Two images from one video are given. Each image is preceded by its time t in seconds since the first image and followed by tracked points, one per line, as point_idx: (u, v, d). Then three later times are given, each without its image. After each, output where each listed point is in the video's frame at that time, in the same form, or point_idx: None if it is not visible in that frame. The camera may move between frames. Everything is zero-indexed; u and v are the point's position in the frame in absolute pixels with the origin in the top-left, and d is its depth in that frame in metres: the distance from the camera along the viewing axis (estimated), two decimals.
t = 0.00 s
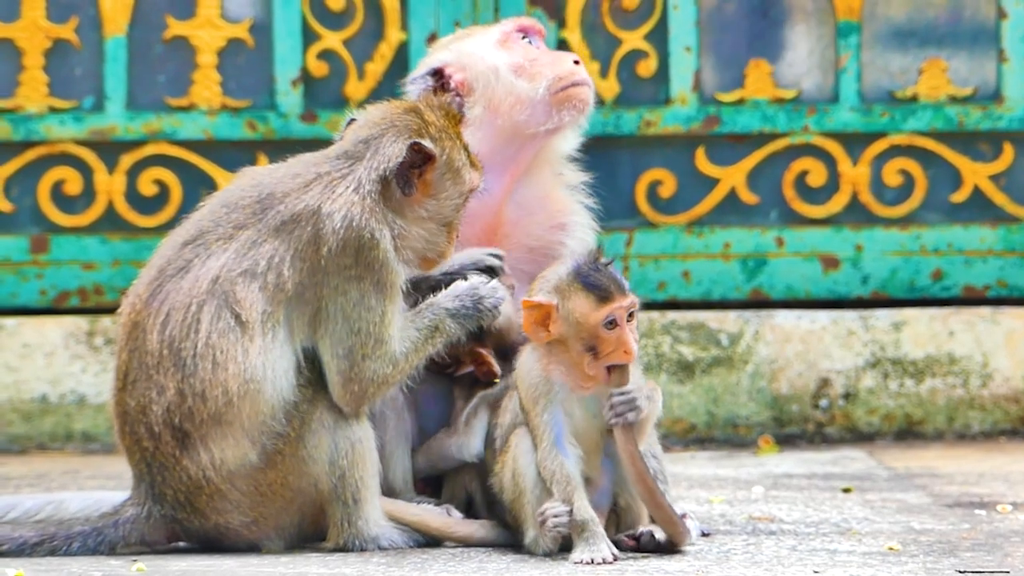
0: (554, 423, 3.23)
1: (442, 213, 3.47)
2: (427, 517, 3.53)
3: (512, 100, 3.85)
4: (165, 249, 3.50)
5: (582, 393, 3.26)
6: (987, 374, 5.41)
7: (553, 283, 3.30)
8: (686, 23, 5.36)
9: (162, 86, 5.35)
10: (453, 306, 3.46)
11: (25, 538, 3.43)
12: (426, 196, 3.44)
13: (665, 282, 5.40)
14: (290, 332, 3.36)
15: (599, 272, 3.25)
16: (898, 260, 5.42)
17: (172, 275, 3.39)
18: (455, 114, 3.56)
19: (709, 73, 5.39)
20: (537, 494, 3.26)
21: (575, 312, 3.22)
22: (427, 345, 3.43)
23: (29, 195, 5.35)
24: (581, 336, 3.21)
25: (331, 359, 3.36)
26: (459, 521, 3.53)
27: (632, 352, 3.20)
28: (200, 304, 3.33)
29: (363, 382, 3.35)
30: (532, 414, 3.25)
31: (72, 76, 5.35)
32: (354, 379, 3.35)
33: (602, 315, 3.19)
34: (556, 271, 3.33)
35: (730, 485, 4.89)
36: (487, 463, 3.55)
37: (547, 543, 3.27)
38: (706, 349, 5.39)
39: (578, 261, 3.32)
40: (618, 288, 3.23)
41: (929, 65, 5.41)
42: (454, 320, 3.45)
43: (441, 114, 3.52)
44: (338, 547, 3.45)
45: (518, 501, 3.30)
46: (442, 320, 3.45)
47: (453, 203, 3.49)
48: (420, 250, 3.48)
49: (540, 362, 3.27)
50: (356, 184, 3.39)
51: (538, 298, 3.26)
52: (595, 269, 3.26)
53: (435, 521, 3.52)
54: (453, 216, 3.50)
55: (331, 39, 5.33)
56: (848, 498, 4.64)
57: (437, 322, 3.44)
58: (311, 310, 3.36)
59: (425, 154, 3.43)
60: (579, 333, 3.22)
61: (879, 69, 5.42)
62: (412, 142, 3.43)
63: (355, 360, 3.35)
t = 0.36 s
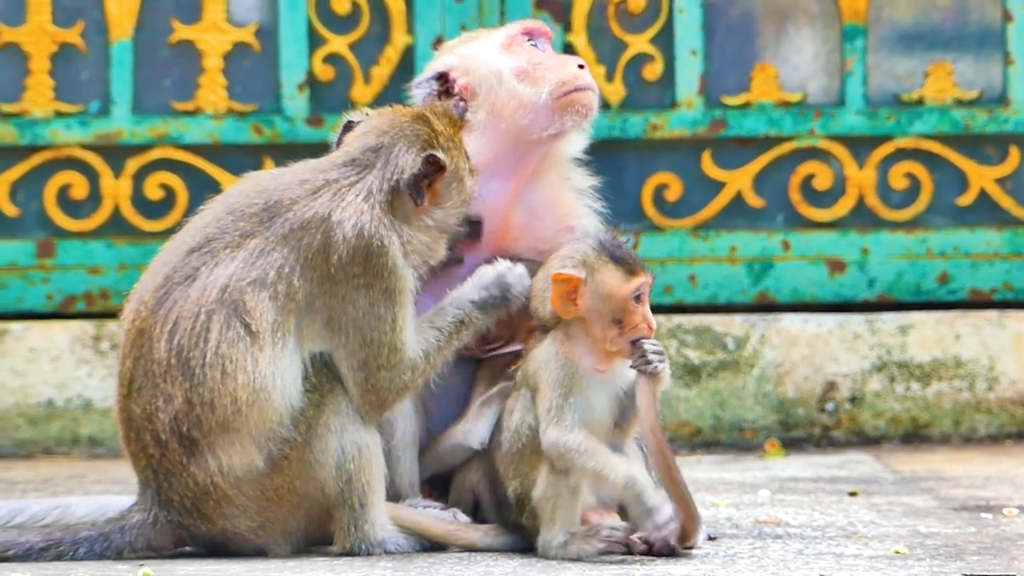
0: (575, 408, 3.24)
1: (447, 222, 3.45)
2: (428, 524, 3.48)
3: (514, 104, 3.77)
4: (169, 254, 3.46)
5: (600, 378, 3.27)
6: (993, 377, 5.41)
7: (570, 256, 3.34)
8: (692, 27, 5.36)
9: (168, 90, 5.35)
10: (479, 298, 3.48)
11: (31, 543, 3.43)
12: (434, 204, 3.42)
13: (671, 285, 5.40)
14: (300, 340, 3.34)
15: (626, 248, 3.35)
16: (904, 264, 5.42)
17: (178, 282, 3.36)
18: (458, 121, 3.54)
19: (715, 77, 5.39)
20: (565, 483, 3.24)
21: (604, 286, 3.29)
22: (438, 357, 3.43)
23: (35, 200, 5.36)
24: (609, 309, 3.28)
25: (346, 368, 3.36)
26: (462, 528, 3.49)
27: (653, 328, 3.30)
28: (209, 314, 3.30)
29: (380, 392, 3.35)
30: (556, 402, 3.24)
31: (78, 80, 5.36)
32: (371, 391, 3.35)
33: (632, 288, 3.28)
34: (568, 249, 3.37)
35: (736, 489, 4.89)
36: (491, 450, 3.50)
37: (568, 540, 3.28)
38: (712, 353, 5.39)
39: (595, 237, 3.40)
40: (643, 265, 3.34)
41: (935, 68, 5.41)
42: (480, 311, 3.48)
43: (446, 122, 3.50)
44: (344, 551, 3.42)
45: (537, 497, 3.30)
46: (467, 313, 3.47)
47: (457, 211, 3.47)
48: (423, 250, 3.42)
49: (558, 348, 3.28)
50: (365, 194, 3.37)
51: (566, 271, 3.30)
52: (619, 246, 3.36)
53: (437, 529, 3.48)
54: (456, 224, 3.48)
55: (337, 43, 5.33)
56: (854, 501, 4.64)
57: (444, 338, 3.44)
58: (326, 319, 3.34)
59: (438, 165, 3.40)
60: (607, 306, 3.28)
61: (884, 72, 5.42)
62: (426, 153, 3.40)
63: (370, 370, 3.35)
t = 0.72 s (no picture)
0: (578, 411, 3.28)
1: (438, 218, 3.44)
2: (431, 530, 3.47)
3: (536, 111, 3.77)
4: (167, 259, 3.40)
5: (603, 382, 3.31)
6: (998, 381, 5.41)
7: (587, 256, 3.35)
8: (696, 32, 5.36)
9: (172, 95, 5.36)
10: (512, 272, 3.47)
11: (36, 547, 3.39)
12: (425, 201, 3.41)
13: (676, 290, 5.40)
14: (305, 338, 3.33)
15: (640, 253, 3.35)
16: (909, 268, 5.42)
17: (180, 287, 3.30)
18: (446, 116, 3.52)
19: (720, 82, 5.40)
20: (589, 483, 3.26)
21: (614, 287, 3.29)
22: (466, 337, 3.43)
23: (39, 205, 5.35)
24: (617, 311, 3.28)
25: (365, 360, 3.34)
26: (466, 535, 3.48)
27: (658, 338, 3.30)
28: (214, 318, 3.26)
29: (403, 380, 3.33)
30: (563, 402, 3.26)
31: (83, 85, 5.36)
32: (394, 379, 3.33)
33: (644, 292, 3.29)
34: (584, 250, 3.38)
35: (740, 493, 4.88)
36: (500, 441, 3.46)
37: (579, 545, 3.28)
38: (716, 358, 5.39)
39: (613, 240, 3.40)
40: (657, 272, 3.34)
41: (939, 73, 5.42)
42: (512, 285, 3.46)
43: (435, 119, 3.48)
44: (349, 556, 3.40)
45: (551, 499, 3.30)
46: (499, 289, 3.46)
47: (449, 207, 3.46)
48: (422, 240, 3.42)
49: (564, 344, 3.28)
50: (360, 192, 3.34)
51: (579, 268, 3.31)
52: (635, 250, 3.36)
53: (438, 535, 3.47)
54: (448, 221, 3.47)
55: (341, 48, 5.33)
56: (859, 506, 4.64)
57: (473, 319, 3.43)
58: (338, 316, 3.32)
59: (428, 160, 3.38)
60: (615, 309, 3.29)
61: (889, 77, 5.42)
62: (415, 150, 3.38)
63: (388, 361, 3.32)
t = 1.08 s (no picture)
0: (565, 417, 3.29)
1: (442, 225, 3.41)
2: (434, 537, 3.44)
3: (538, 118, 3.76)
4: (173, 264, 3.40)
5: (600, 394, 3.30)
6: (1001, 388, 5.41)
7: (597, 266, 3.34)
8: (700, 38, 5.36)
9: (176, 100, 5.35)
10: (520, 286, 3.46)
11: (40, 553, 3.37)
12: (429, 208, 3.39)
13: (680, 296, 5.39)
14: (310, 344, 3.30)
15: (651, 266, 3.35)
16: (912, 274, 5.42)
17: (185, 292, 3.30)
18: (451, 126, 3.50)
19: (724, 88, 5.40)
20: (590, 489, 3.23)
21: (623, 300, 3.29)
22: (470, 347, 3.42)
23: (43, 211, 5.36)
24: (626, 325, 3.29)
25: (366, 368, 3.33)
26: (470, 541, 3.42)
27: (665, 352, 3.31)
28: (217, 322, 3.25)
29: (406, 389, 3.32)
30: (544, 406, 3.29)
31: (87, 91, 5.36)
32: (396, 388, 3.32)
33: (652, 307, 3.28)
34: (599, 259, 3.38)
35: (744, 500, 4.88)
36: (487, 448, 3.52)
37: (584, 551, 3.27)
38: (720, 364, 5.38)
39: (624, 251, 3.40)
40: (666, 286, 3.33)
41: (943, 80, 5.41)
42: (519, 299, 3.45)
43: (441, 127, 3.46)
44: (353, 562, 3.38)
45: (554, 506, 3.28)
46: (506, 301, 3.45)
47: (452, 216, 3.43)
48: (425, 247, 3.39)
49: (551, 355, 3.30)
50: (365, 197, 3.34)
51: (589, 279, 3.30)
52: (646, 264, 3.35)
53: (442, 541, 3.43)
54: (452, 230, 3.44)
55: (345, 54, 5.33)
56: (862, 512, 4.63)
57: (479, 330, 3.42)
58: (342, 323, 3.31)
59: (432, 166, 3.36)
60: (624, 323, 3.29)
61: (892, 83, 5.42)
62: (420, 155, 3.37)
63: (391, 369, 3.31)
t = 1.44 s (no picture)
0: (562, 429, 3.28)
1: (453, 236, 3.41)
2: (435, 543, 3.46)
3: (536, 125, 3.82)
4: (182, 271, 3.38)
5: (594, 409, 3.28)
6: (1003, 394, 5.41)
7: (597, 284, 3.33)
8: (701, 44, 5.36)
9: (177, 107, 5.36)
10: (524, 300, 3.45)
11: (41, 560, 3.23)
12: (440, 219, 3.39)
13: (681, 302, 5.40)
14: (318, 353, 3.30)
15: (642, 278, 3.27)
16: (914, 281, 5.42)
17: (195, 297, 3.28)
18: (458, 135, 3.52)
19: (725, 94, 5.40)
20: (596, 496, 3.24)
21: (608, 312, 3.26)
22: (473, 362, 3.42)
23: (44, 218, 5.36)
24: (612, 337, 3.24)
25: (369, 380, 3.33)
26: (469, 546, 3.47)
27: (657, 362, 3.21)
28: (227, 327, 3.23)
29: (409, 404, 3.33)
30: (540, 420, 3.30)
31: (88, 97, 5.36)
32: (398, 403, 3.32)
33: (633, 315, 3.22)
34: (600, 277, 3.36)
35: (745, 506, 4.88)
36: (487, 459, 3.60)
37: (587, 557, 3.25)
38: (722, 370, 5.39)
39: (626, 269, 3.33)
40: (658, 296, 3.25)
41: (945, 86, 5.41)
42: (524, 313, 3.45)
43: (448, 138, 3.47)
44: (353, 568, 3.36)
45: (556, 512, 3.29)
46: (511, 315, 3.44)
47: (464, 224, 3.43)
48: (435, 262, 3.39)
49: (541, 372, 3.32)
50: (375, 210, 3.34)
51: (577, 292, 3.29)
52: (639, 276, 3.28)
53: (443, 547, 3.46)
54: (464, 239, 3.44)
55: (347, 61, 5.34)
56: (864, 518, 4.63)
57: (482, 346, 3.41)
58: (350, 334, 3.31)
59: (440, 178, 3.37)
60: (611, 333, 3.25)
61: (894, 90, 5.42)
62: (427, 167, 3.37)
63: (394, 382, 3.31)
